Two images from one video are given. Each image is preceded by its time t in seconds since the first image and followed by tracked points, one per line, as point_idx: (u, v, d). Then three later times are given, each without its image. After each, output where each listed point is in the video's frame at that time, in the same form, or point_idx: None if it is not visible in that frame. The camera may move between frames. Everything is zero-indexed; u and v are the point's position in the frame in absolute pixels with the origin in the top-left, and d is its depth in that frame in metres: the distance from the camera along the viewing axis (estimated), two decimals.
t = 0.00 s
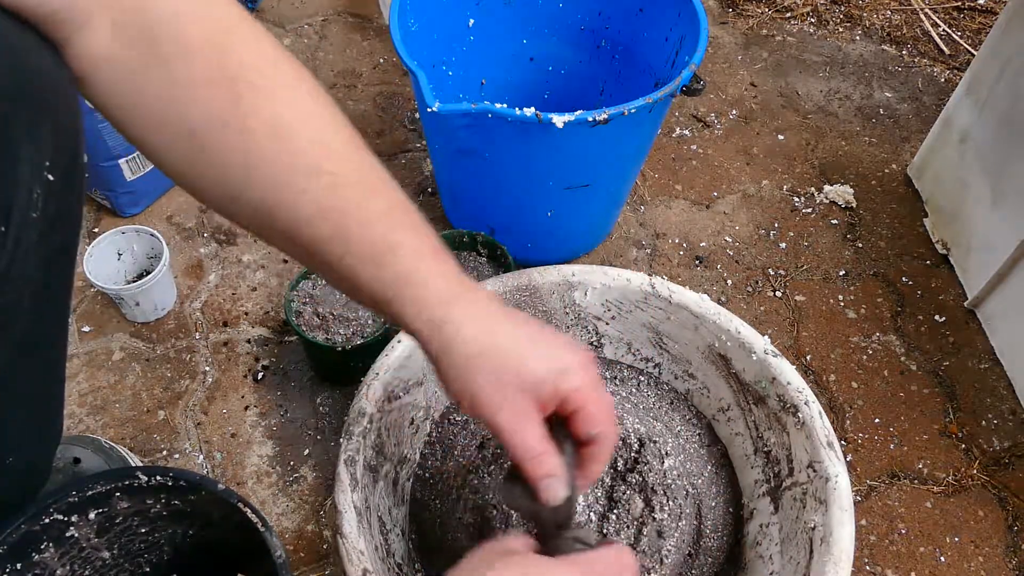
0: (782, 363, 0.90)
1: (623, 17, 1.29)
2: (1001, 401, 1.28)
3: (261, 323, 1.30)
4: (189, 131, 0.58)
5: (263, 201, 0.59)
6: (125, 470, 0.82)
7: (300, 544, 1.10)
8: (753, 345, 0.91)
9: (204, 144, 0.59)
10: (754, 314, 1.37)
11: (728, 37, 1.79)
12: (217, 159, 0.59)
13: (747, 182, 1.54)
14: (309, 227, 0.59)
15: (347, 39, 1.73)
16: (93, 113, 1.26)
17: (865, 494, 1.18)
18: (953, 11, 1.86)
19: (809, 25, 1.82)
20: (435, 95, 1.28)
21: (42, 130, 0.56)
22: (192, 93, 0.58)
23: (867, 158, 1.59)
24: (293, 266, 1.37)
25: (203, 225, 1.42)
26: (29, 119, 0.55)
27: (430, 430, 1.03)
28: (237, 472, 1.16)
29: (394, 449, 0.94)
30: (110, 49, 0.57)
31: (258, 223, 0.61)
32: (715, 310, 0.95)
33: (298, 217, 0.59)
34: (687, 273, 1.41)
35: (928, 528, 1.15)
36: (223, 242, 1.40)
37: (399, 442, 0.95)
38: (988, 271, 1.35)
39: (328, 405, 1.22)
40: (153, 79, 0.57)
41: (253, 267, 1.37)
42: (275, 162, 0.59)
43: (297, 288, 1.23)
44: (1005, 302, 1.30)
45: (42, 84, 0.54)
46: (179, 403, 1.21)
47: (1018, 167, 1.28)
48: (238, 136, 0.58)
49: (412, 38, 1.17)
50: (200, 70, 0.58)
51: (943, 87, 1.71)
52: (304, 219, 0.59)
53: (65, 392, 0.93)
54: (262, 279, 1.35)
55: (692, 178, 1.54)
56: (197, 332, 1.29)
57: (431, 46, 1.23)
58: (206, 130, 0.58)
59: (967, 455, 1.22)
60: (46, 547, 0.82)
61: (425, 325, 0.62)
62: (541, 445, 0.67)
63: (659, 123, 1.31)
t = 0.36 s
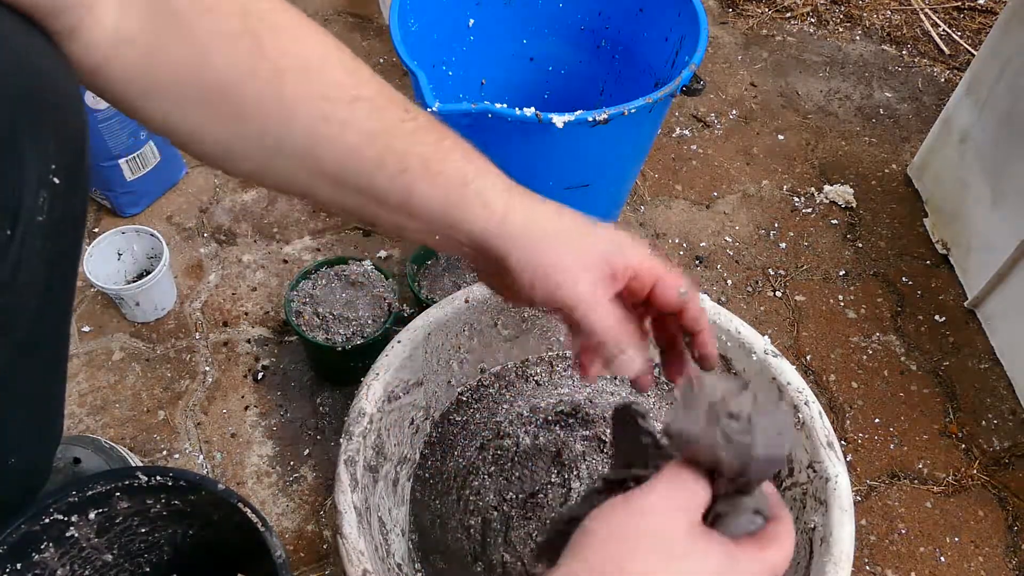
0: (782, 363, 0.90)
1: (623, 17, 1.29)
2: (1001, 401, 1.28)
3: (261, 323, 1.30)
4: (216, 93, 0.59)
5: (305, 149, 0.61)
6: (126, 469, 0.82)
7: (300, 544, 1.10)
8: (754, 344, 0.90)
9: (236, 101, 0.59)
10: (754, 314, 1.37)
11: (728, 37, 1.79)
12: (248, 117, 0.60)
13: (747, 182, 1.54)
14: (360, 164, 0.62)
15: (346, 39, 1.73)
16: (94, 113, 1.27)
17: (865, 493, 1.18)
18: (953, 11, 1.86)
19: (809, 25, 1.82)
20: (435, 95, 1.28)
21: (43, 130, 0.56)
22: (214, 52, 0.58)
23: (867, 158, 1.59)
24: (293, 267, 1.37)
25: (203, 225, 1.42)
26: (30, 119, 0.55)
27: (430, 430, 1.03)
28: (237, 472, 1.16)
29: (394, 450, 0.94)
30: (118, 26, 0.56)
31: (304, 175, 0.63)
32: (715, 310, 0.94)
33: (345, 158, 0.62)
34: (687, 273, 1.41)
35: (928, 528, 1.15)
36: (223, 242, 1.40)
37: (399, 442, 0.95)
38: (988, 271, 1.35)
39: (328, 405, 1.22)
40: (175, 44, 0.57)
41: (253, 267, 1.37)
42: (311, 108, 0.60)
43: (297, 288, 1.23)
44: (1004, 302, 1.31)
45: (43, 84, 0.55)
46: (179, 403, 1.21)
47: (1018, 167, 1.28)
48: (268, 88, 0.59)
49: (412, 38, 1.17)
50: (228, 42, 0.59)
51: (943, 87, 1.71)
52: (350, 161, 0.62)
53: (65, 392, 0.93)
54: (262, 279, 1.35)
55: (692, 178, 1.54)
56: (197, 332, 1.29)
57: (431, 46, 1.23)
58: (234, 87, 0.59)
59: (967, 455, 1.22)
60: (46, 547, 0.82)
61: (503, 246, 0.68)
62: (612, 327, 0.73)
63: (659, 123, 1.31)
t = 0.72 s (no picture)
0: (782, 363, 0.90)
1: (623, 17, 1.29)
2: (1001, 402, 1.28)
3: (261, 323, 1.30)
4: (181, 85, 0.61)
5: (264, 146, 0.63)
6: (125, 469, 0.82)
7: (300, 544, 1.10)
8: (754, 344, 0.90)
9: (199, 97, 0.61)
10: (754, 314, 1.37)
11: (728, 37, 1.79)
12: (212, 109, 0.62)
13: (747, 182, 1.54)
14: (303, 166, 0.63)
15: (346, 39, 1.73)
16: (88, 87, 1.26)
17: (866, 493, 1.18)
18: (953, 11, 1.86)
19: (809, 25, 1.82)
20: (435, 95, 1.28)
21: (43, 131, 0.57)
22: (168, 46, 0.60)
23: (867, 158, 1.59)
24: (293, 266, 1.37)
25: (203, 225, 1.42)
26: (29, 118, 0.55)
27: (430, 430, 1.03)
28: (237, 472, 1.16)
29: (394, 450, 0.94)
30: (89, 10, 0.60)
31: (260, 175, 0.64)
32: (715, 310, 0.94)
33: (289, 152, 0.63)
34: (687, 273, 1.41)
35: (928, 528, 1.15)
36: (223, 242, 1.40)
37: (399, 442, 0.95)
38: (988, 271, 1.35)
39: (328, 405, 1.22)
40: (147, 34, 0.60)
41: (253, 267, 1.37)
42: (258, 108, 0.62)
43: (297, 288, 1.23)
44: (1004, 302, 1.31)
45: (42, 84, 0.55)
46: (179, 403, 1.21)
47: (1018, 167, 1.28)
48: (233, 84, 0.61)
49: (412, 38, 1.17)
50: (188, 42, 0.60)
51: (943, 87, 1.71)
52: (308, 161, 0.63)
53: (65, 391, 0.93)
54: (262, 279, 1.35)
55: (692, 178, 1.54)
56: (197, 332, 1.29)
57: (431, 46, 1.23)
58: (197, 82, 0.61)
59: (967, 455, 1.22)
60: (46, 547, 0.82)
61: (452, 260, 0.68)
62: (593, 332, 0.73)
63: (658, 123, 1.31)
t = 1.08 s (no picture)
0: (782, 363, 0.90)
1: (623, 17, 1.29)
2: (1001, 402, 1.28)
3: (261, 323, 1.30)
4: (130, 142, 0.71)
5: (226, 185, 0.77)
6: (125, 469, 0.82)
7: (300, 544, 1.10)
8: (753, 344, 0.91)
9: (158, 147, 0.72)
10: (754, 314, 1.37)
11: (728, 37, 1.79)
12: (179, 161, 0.73)
13: (747, 182, 1.54)
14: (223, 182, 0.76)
15: (346, 39, 1.73)
16: (82, 24, 1.21)
17: (865, 494, 1.18)
18: (953, 11, 1.86)
19: (809, 25, 1.82)
20: (435, 95, 1.28)
21: (47, 132, 0.56)
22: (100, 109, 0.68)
23: (867, 158, 1.59)
24: (293, 266, 1.37)
25: (203, 225, 1.42)
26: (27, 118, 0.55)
27: (430, 430, 1.03)
28: (237, 472, 1.16)
29: (393, 450, 0.94)
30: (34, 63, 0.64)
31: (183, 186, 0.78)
32: (715, 311, 0.95)
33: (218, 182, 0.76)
34: (687, 273, 1.41)
35: (928, 528, 1.15)
36: (223, 242, 1.40)
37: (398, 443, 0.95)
38: (988, 271, 1.35)
39: (328, 405, 1.22)
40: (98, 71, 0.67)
41: (253, 267, 1.37)
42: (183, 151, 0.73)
43: (297, 288, 1.23)
44: (1005, 302, 1.30)
45: (40, 84, 0.55)
46: (179, 404, 1.21)
47: (1018, 167, 1.28)
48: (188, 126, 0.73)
49: (412, 38, 1.16)
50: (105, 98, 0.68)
51: (943, 87, 1.71)
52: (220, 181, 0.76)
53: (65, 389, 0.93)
54: (262, 279, 1.35)
55: (692, 178, 1.54)
56: (197, 332, 1.29)
57: (431, 46, 1.23)
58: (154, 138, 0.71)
59: (967, 455, 1.22)
60: (46, 547, 0.82)
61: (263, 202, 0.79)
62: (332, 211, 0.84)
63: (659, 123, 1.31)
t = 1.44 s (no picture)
0: (782, 363, 0.90)
1: (623, 16, 1.29)
2: (1001, 402, 1.28)
3: (261, 323, 1.30)
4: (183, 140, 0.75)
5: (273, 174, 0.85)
6: (125, 470, 0.82)
7: (300, 544, 1.10)
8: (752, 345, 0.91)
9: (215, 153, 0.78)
10: (755, 314, 1.37)
11: (728, 37, 1.79)
12: (237, 153, 0.79)
13: (747, 182, 1.54)
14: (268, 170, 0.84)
15: (346, 38, 1.73)
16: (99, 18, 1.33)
17: (865, 494, 1.18)
18: (953, 11, 1.86)
19: (809, 25, 1.82)
20: (435, 95, 1.28)
21: (57, 140, 0.57)
22: (146, 110, 0.72)
23: (867, 158, 1.59)
24: (293, 266, 1.37)
25: (203, 224, 1.42)
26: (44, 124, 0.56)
27: (431, 430, 1.03)
28: (237, 472, 1.16)
29: (394, 450, 0.94)
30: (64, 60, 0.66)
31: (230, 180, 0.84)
32: (715, 311, 0.95)
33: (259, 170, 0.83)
34: (687, 273, 1.41)
35: (928, 529, 1.15)
36: (223, 242, 1.40)
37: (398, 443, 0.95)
38: (988, 271, 1.35)
39: (328, 405, 1.22)
40: (130, 81, 0.70)
41: (253, 267, 1.37)
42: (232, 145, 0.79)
43: (297, 288, 1.23)
44: (1004, 302, 1.30)
45: (54, 91, 0.57)
46: (179, 403, 1.21)
47: (1018, 167, 1.28)
48: (233, 120, 0.78)
49: (412, 38, 1.16)
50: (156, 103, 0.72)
51: (943, 87, 1.71)
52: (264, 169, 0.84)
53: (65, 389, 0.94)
54: (262, 279, 1.35)
55: (692, 178, 1.54)
56: (197, 332, 1.29)
57: (431, 46, 1.23)
58: (206, 137, 0.76)
59: (967, 455, 1.22)
60: (47, 547, 0.82)
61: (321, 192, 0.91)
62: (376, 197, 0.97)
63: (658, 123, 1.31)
